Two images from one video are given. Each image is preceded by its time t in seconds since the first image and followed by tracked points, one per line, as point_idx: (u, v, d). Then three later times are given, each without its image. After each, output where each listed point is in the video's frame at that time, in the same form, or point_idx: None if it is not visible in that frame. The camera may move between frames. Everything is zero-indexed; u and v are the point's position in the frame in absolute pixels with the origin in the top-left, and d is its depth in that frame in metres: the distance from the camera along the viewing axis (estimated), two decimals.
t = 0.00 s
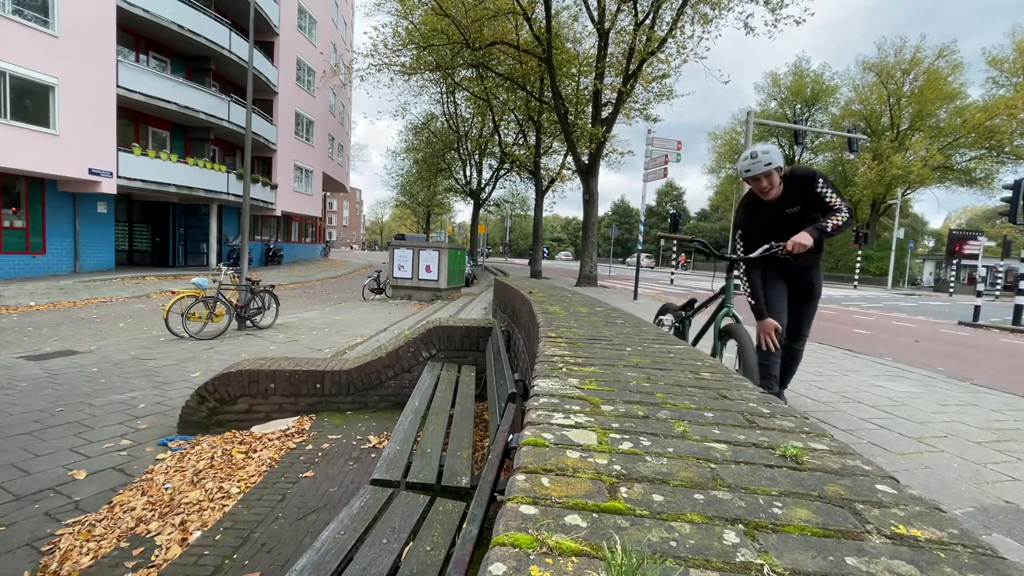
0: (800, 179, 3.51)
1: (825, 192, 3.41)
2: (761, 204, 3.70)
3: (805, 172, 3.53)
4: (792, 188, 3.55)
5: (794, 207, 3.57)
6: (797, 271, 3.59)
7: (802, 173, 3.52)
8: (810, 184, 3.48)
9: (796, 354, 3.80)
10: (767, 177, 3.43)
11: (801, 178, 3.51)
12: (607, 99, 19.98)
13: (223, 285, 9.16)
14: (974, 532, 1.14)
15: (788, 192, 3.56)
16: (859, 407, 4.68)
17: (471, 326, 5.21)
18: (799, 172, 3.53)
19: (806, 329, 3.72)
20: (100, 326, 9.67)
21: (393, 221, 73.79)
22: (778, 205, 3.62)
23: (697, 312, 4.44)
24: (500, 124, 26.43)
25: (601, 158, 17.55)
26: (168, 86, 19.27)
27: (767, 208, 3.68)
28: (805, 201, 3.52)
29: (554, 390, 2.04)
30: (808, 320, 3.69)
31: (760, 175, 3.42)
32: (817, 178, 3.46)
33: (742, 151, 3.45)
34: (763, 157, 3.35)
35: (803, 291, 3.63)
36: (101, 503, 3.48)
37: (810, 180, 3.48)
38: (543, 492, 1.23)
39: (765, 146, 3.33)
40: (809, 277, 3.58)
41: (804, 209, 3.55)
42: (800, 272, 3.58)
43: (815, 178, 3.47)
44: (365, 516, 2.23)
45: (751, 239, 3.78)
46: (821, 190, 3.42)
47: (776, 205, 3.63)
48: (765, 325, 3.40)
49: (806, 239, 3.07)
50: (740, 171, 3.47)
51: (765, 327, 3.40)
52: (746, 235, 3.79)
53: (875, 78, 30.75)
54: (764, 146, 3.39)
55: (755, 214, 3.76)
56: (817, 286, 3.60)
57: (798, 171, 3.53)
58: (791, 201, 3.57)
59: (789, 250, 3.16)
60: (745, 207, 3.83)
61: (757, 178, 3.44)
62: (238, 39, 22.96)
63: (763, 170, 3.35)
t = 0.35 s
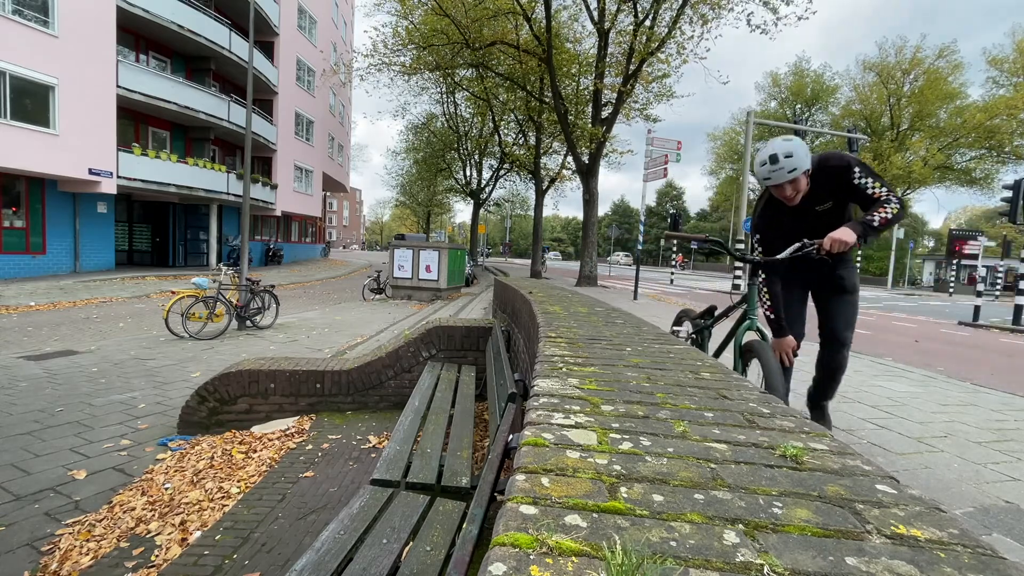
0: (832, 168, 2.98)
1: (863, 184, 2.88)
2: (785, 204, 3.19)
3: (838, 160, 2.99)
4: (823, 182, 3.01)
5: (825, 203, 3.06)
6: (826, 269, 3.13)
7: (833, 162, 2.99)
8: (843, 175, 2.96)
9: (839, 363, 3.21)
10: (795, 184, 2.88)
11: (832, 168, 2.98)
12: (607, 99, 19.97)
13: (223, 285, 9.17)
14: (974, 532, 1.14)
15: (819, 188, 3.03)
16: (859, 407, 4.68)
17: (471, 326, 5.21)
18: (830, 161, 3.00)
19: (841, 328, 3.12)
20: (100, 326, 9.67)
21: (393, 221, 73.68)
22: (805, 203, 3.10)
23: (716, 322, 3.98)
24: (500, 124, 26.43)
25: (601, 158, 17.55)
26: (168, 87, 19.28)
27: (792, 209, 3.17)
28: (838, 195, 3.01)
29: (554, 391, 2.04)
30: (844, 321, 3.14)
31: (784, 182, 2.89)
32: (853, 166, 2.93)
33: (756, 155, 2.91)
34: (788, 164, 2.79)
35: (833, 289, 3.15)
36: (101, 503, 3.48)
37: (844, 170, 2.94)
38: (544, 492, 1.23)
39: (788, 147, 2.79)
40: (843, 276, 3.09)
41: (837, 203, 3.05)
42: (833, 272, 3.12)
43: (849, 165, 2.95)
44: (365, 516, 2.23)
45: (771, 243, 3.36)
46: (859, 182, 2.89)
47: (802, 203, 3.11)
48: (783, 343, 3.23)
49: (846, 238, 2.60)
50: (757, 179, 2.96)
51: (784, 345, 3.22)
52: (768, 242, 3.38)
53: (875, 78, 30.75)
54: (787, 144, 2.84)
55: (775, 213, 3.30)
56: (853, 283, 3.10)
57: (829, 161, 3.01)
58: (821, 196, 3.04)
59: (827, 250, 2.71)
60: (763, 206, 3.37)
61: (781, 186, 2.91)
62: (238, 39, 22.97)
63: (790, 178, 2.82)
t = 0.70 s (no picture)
0: (894, 145, 2.47)
1: (931, 167, 2.37)
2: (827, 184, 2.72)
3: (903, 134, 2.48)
4: (881, 160, 2.50)
5: (878, 186, 2.55)
6: (877, 272, 2.60)
7: (895, 136, 2.48)
8: (907, 154, 2.45)
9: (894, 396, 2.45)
10: (842, 144, 2.42)
11: (894, 144, 2.47)
12: (608, 99, 19.98)
13: (223, 285, 9.17)
14: (975, 533, 1.14)
15: (873, 166, 2.52)
16: (859, 408, 4.68)
17: (471, 327, 5.21)
18: (892, 135, 2.49)
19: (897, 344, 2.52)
20: (100, 326, 9.67)
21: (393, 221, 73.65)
22: (852, 185, 2.61)
23: (744, 339, 3.31)
24: (500, 124, 26.43)
25: (601, 158, 17.55)
26: (168, 86, 19.28)
27: (835, 190, 2.69)
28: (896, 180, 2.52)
29: (554, 391, 2.04)
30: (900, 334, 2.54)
31: (827, 141, 2.45)
32: (922, 143, 2.42)
33: (802, 106, 2.51)
34: (835, 113, 2.37)
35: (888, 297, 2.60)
36: (101, 503, 3.48)
37: (908, 147, 2.43)
38: (544, 492, 1.23)
39: (840, 94, 2.36)
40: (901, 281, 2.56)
41: (893, 189, 2.54)
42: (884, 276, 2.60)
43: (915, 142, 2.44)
44: (365, 516, 2.23)
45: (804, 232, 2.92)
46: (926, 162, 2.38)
47: (849, 185, 2.62)
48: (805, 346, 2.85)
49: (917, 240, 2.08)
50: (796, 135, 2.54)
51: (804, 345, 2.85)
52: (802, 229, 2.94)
53: (875, 78, 30.75)
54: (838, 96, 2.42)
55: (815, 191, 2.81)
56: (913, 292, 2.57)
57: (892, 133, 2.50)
58: (875, 180, 2.54)
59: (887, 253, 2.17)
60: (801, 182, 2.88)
61: (820, 147, 2.47)
62: (238, 39, 22.96)
63: (831, 133, 2.39)
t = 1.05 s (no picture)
0: (934, 119, 2.14)
1: (988, 135, 2.01)
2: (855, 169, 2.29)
3: (940, 107, 2.16)
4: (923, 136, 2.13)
5: (921, 169, 2.16)
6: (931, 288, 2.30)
7: (931, 110, 2.16)
8: (951, 126, 2.11)
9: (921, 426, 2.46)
10: (860, 120, 2.08)
11: (935, 117, 2.14)
12: (608, 99, 19.98)
13: (223, 285, 9.17)
14: (974, 532, 1.14)
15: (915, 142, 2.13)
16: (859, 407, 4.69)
17: (471, 326, 5.21)
18: (927, 109, 2.17)
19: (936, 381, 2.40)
20: (100, 326, 9.66)
21: (393, 221, 73.61)
22: (890, 167, 2.20)
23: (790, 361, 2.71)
24: (500, 124, 26.43)
25: (601, 158, 17.55)
26: (168, 86, 19.29)
27: (868, 177, 2.26)
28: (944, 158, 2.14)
29: (554, 391, 2.04)
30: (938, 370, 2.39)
31: (839, 115, 2.11)
32: (967, 114, 2.09)
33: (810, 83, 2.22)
34: (841, 84, 2.06)
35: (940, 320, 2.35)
36: (101, 503, 3.48)
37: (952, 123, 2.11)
38: (544, 492, 1.23)
39: (848, 61, 2.06)
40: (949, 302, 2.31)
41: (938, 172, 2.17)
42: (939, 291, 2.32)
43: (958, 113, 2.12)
44: (365, 516, 2.23)
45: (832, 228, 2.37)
46: (978, 131, 2.04)
47: (886, 166, 2.20)
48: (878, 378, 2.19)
49: None
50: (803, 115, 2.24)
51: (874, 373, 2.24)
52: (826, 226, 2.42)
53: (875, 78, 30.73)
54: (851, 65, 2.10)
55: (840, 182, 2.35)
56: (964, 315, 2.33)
57: (926, 107, 2.18)
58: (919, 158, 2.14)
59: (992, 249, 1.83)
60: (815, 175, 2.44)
61: (831, 124, 2.15)
62: (238, 39, 22.97)
63: (841, 108, 2.08)
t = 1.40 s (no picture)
0: (955, 110, 2.01)
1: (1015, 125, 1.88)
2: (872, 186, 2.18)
3: (953, 95, 2.06)
4: (947, 134, 2.02)
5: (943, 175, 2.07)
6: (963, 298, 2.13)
7: (951, 100, 2.03)
8: (978, 117, 1.97)
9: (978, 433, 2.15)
10: (854, 141, 1.95)
11: (957, 108, 2.01)
12: (607, 99, 20.00)
13: (223, 285, 9.16)
14: (975, 533, 1.13)
15: (935, 146, 2.04)
16: (859, 407, 4.70)
17: (471, 327, 5.21)
18: (944, 102, 2.04)
19: None
20: (100, 326, 9.66)
21: (393, 221, 73.54)
22: (913, 175, 2.09)
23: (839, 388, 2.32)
24: (500, 124, 26.43)
25: (601, 158, 17.57)
26: (168, 86, 19.29)
27: (879, 191, 2.19)
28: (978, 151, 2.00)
29: (554, 391, 2.04)
30: None
31: (831, 141, 1.97)
32: (993, 100, 1.95)
33: (786, 109, 2.10)
34: (820, 109, 1.92)
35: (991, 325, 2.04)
36: (101, 503, 3.48)
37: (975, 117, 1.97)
38: (543, 492, 1.23)
39: (818, 84, 1.93)
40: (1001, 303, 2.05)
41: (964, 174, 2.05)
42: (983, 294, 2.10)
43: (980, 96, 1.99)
44: (365, 516, 2.23)
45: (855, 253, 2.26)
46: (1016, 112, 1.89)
47: (909, 175, 2.10)
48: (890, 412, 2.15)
49: None
50: (791, 143, 2.11)
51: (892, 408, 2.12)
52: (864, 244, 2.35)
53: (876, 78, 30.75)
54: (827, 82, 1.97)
55: (844, 199, 2.30)
56: None
57: (939, 100, 2.07)
58: (945, 158, 2.04)
59: None
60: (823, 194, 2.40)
61: (823, 150, 2.02)
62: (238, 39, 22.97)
63: (831, 132, 1.94)
